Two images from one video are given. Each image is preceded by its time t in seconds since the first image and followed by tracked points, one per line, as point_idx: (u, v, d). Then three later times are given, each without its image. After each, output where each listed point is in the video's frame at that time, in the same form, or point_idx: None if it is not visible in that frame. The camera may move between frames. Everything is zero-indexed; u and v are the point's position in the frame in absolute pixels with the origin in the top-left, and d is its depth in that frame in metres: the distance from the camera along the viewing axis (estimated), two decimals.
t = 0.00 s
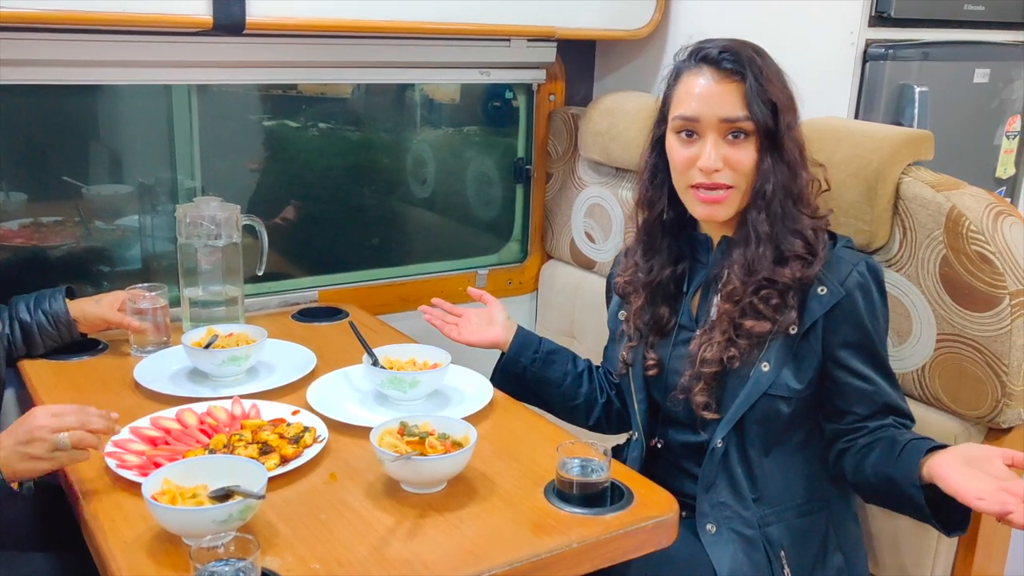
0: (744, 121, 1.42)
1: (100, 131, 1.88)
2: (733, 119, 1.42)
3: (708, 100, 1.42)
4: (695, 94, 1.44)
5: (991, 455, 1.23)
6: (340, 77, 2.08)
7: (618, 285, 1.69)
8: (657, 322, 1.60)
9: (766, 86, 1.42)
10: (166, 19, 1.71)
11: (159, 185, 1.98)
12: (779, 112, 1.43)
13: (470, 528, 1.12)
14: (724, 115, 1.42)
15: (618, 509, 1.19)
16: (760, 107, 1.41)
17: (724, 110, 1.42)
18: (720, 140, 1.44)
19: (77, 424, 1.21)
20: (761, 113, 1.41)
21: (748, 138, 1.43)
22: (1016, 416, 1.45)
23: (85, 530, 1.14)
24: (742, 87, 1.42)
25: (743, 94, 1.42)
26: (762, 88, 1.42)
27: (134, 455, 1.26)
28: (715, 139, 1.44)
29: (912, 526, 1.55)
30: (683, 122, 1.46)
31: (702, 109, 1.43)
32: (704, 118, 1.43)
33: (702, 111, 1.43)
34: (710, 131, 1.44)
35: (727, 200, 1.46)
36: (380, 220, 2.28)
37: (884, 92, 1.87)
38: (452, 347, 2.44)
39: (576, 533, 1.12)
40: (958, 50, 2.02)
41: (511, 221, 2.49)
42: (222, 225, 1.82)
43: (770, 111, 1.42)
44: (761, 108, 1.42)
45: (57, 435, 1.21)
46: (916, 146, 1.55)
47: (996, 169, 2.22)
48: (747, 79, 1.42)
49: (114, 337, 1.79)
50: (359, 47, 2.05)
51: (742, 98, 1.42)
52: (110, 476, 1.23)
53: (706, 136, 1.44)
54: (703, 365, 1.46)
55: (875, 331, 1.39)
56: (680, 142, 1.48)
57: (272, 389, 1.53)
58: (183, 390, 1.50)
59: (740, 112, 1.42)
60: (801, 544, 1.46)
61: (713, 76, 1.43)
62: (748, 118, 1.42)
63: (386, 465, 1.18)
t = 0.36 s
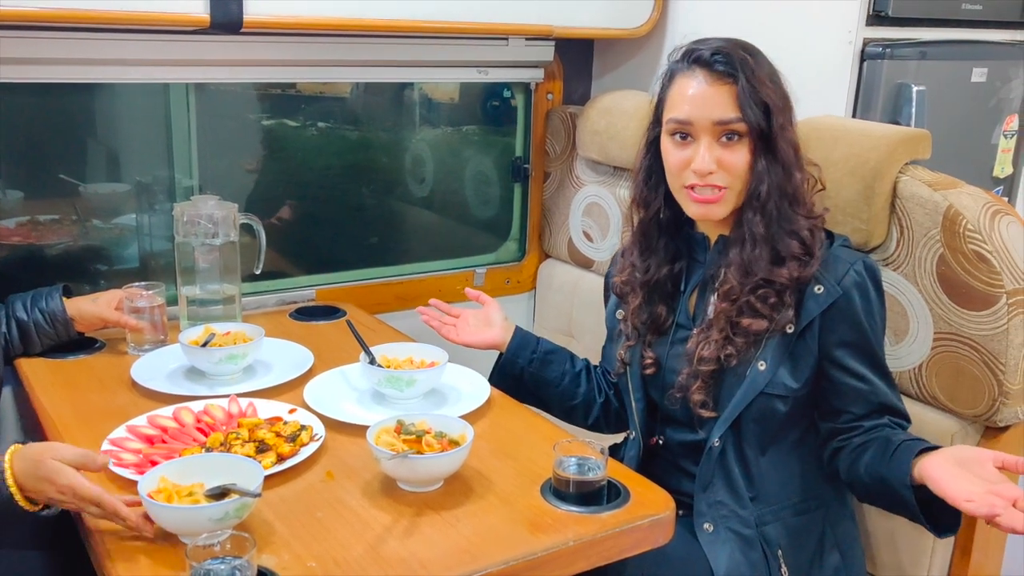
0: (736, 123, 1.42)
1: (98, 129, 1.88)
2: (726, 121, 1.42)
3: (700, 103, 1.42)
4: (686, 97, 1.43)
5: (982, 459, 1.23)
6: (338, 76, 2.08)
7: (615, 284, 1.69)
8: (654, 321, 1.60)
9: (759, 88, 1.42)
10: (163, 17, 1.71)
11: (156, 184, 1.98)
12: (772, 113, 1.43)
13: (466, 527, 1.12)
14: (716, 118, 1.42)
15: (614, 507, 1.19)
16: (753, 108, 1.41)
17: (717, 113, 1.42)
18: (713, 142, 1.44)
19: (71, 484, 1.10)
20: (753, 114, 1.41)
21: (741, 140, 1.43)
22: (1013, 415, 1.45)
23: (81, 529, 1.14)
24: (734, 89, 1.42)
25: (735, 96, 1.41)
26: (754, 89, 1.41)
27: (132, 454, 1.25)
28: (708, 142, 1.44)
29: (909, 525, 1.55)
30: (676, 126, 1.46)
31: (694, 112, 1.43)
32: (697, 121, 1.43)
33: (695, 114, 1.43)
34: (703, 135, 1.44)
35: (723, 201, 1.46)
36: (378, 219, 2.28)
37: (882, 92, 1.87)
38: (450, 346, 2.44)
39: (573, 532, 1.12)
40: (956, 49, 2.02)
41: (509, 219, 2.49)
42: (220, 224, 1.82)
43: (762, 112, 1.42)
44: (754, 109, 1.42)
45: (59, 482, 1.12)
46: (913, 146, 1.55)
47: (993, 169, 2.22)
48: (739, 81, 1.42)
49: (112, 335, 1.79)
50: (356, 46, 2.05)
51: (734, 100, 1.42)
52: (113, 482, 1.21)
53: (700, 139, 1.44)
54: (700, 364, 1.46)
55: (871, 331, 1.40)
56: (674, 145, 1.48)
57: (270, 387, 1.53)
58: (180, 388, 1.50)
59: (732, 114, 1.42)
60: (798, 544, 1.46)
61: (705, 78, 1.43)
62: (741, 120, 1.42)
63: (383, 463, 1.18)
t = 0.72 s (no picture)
0: (727, 116, 1.42)
1: (94, 128, 1.88)
2: (717, 114, 1.42)
3: (694, 97, 1.43)
4: (680, 91, 1.44)
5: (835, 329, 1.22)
6: (335, 75, 2.08)
7: (617, 276, 1.69)
8: (654, 316, 1.59)
9: (750, 82, 1.41)
10: (159, 16, 1.71)
11: (152, 182, 1.98)
12: (763, 109, 1.42)
13: (460, 525, 1.12)
14: (708, 111, 1.42)
15: (608, 506, 1.19)
16: (744, 103, 1.41)
17: (709, 106, 1.42)
18: (706, 137, 1.44)
19: (106, 491, 1.08)
20: (744, 108, 1.41)
21: (733, 134, 1.43)
22: (1008, 414, 1.47)
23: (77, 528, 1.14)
24: (726, 83, 1.42)
25: (727, 90, 1.42)
26: (745, 84, 1.41)
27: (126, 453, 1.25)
28: (700, 136, 1.44)
29: (904, 523, 1.55)
30: (671, 119, 1.47)
31: (687, 106, 1.44)
32: (689, 115, 1.44)
33: (687, 107, 1.44)
34: (695, 128, 1.44)
35: (718, 196, 1.47)
36: (375, 217, 2.28)
37: (877, 91, 1.88)
38: (448, 345, 2.44)
39: (567, 531, 1.12)
40: (952, 48, 2.02)
41: (506, 218, 2.49)
42: (216, 222, 1.82)
43: (754, 107, 1.42)
44: (745, 103, 1.41)
45: (86, 488, 1.10)
46: (908, 145, 1.55)
47: (990, 168, 2.22)
48: (729, 75, 1.42)
49: (108, 334, 1.79)
50: (353, 44, 2.05)
51: (726, 94, 1.42)
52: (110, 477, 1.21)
53: (692, 133, 1.45)
54: (699, 360, 1.47)
55: (870, 330, 1.39)
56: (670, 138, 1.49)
57: (266, 386, 1.53)
58: (175, 387, 1.50)
59: (723, 108, 1.42)
60: (794, 543, 1.46)
61: (698, 73, 1.43)
62: (732, 113, 1.42)
63: (377, 462, 1.18)
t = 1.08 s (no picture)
0: (736, 109, 1.44)
1: (91, 128, 1.88)
2: (726, 107, 1.44)
3: (706, 90, 1.44)
4: (690, 84, 1.46)
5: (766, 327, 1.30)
6: (332, 75, 2.08)
7: (620, 272, 1.70)
8: (658, 311, 1.60)
9: (760, 77, 1.43)
10: (156, 16, 1.71)
11: (149, 182, 1.97)
12: (772, 103, 1.43)
13: (456, 524, 1.12)
14: (717, 103, 1.44)
15: (604, 505, 1.19)
16: (753, 96, 1.43)
17: (718, 98, 1.44)
18: (715, 129, 1.45)
19: (123, 491, 1.07)
20: (753, 102, 1.43)
21: (740, 126, 1.45)
22: (1004, 412, 1.47)
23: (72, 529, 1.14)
24: (734, 78, 1.44)
25: (736, 83, 1.44)
26: (754, 78, 1.43)
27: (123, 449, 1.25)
28: (709, 128, 1.46)
29: (900, 523, 1.55)
30: (679, 111, 1.48)
31: (697, 98, 1.45)
32: (699, 107, 1.45)
33: (697, 99, 1.45)
34: (704, 120, 1.46)
35: (724, 190, 1.47)
36: (373, 216, 2.28)
37: (873, 91, 1.88)
38: (445, 345, 2.44)
39: (563, 530, 1.12)
40: (948, 47, 2.02)
41: (503, 218, 2.49)
42: (212, 222, 1.82)
43: (762, 101, 1.43)
44: (754, 97, 1.43)
45: (100, 488, 1.09)
46: (905, 143, 1.55)
47: (986, 167, 2.22)
48: (738, 70, 1.44)
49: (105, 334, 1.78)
50: (349, 44, 2.05)
51: (734, 88, 1.44)
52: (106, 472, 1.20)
53: (702, 125, 1.46)
54: (703, 353, 1.47)
55: (869, 330, 1.39)
56: (677, 132, 1.50)
57: (262, 386, 1.53)
58: (172, 387, 1.50)
59: (732, 101, 1.44)
60: (791, 541, 1.46)
61: (708, 67, 1.45)
62: (740, 106, 1.43)
63: (373, 461, 1.18)
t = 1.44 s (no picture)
0: (743, 115, 1.44)
1: (88, 128, 1.88)
2: (734, 114, 1.44)
3: (707, 98, 1.44)
4: (693, 95, 1.46)
5: (734, 384, 1.33)
6: (329, 74, 2.08)
7: (619, 278, 1.70)
8: (659, 311, 1.60)
9: (760, 78, 1.44)
10: (152, 15, 1.70)
11: (146, 182, 1.97)
12: (775, 103, 1.44)
13: (453, 523, 1.12)
14: (724, 112, 1.44)
15: (601, 504, 1.19)
16: (758, 99, 1.43)
17: (725, 105, 1.44)
18: (723, 135, 1.46)
19: (104, 492, 1.07)
20: (759, 104, 1.43)
21: (750, 129, 1.45)
22: (1000, 411, 1.47)
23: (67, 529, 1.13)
24: (738, 82, 1.44)
25: (740, 88, 1.44)
26: (756, 82, 1.44)
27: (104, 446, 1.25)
28: (718, 136, 1.46)
29: (898, 521, 1.55)
30: (684, 123, 1.49)
31: (701, 111, 1.45)
32: (705, 118, 1.45)
33: (701, 111, 1.45)
34: (713, 129, 1.46)
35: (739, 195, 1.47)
36: (370, 216, 2.28)
37: (869, 90, 1.88)
38: (442, 344, 2.44)
39: (559, 529, 1.12)
40: (944, 46, 2.03)
41: (500, 217, 2.49)
42: (209, 222, 1.81)
43: (767, 103, 1.44)
44: (759, 100, 1.44)
45: (82, 488, 1.09)
46: (902, 142, 1.55)
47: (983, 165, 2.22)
48: (741, 74, 1.44)
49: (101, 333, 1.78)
50: (346, 43, 2.04)
51: (739, 93, 1.44)
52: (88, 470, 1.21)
53: (710, 134, 1.46)
54: (708, 346, 1.48)
55: (872, 327, 1.39)
56: (683, 142, 1.50)
57: (258, 385, 1.53)
58: (168, 387, 1.50)
59: (739, 106, 1.44)
60: (788, 539, 1.46)
61: (709, 74, 1.45)
62: (747, 111, 1.44)
63: (369, 461, 1.18)
